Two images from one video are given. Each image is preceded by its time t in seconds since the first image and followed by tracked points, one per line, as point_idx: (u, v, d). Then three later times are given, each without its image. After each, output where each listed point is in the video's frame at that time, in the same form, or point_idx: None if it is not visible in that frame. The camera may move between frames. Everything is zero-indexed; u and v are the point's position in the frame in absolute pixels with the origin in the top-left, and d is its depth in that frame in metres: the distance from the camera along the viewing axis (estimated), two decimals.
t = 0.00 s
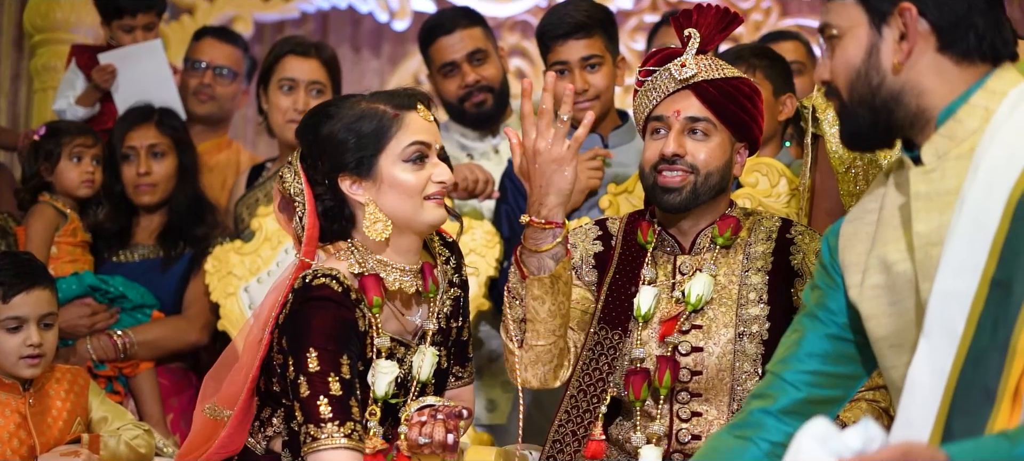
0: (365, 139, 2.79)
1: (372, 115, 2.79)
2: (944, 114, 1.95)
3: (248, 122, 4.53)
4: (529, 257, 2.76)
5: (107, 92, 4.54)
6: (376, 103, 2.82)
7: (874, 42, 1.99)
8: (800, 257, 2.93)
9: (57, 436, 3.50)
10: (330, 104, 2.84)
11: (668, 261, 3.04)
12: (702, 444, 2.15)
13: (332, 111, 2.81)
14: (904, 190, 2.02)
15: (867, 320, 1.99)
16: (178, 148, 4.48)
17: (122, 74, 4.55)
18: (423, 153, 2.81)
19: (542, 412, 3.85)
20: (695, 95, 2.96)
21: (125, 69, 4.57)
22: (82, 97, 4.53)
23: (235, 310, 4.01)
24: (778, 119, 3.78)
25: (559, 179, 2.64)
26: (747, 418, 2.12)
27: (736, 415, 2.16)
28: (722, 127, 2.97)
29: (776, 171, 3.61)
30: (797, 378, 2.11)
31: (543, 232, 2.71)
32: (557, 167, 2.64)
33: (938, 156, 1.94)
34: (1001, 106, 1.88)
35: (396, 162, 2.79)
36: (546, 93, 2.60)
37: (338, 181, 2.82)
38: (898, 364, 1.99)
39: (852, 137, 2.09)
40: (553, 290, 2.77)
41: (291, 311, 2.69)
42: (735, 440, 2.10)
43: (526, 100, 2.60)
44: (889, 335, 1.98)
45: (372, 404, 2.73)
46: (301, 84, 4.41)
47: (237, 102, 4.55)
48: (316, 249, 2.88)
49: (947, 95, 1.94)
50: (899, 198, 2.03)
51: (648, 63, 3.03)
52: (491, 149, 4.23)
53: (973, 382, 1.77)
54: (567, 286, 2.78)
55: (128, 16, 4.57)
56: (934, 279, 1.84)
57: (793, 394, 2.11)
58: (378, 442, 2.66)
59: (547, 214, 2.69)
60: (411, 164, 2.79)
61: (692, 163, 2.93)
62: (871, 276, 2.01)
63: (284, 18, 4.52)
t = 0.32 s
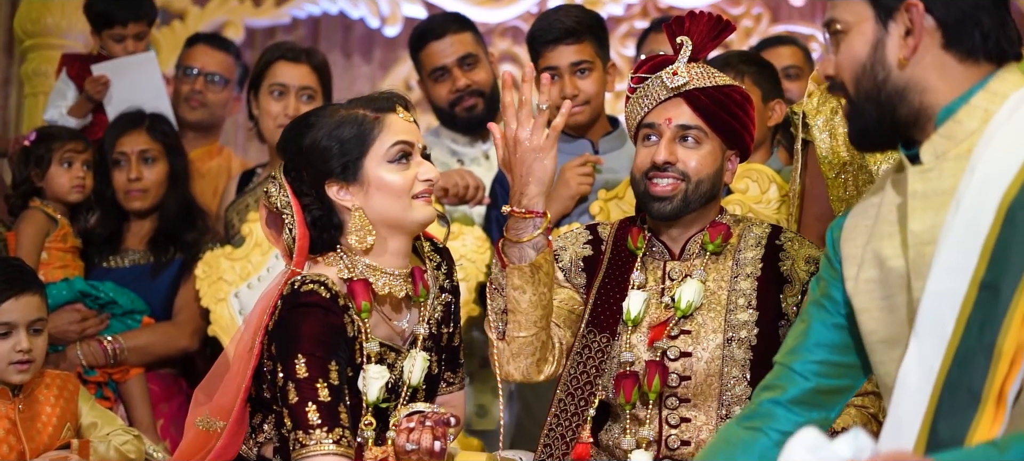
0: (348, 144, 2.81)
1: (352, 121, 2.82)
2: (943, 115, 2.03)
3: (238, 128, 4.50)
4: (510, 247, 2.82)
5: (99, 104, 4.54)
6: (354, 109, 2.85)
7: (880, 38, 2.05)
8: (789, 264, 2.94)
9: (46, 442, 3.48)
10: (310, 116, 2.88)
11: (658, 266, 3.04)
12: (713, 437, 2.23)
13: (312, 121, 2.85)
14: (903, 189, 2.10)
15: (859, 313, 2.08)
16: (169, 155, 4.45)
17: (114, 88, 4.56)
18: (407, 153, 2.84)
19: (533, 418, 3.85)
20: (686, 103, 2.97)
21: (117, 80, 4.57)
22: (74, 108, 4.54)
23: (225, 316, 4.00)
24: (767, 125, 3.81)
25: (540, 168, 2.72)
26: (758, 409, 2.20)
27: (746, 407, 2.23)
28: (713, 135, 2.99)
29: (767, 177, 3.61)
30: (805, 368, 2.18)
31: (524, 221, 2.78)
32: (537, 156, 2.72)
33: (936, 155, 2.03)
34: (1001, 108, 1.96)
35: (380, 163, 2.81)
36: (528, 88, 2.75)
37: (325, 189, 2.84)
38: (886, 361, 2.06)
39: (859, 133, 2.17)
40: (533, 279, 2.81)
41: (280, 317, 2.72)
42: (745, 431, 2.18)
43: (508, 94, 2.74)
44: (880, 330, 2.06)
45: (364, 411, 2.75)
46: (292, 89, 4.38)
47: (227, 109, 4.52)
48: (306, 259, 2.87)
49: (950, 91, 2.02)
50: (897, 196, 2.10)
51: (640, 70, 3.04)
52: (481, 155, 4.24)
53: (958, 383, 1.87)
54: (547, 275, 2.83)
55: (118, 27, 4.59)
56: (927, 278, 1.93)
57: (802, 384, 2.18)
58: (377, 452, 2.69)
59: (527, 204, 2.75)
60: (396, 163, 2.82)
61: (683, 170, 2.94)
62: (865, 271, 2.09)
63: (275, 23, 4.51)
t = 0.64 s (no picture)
0: (332, 150, 2.81)
1: (333, 127, 2.82)
2: (947, 115, 2.11)
3: (228, 132, 4.51)
4: (494, 241, 2.83)
5: (90, 110, 4.51)
6: (335, 114, 2.85)
7: (891, 35, 2.15)
8: (778, 269, 2.95)
9: (36, 447, 3.47)
10: (291, 125, 2.88)
11: (648, 271, 3.05)
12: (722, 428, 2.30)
13: (294, 129, 2.85)
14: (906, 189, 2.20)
15: (856, 307, 2.19)
16: (160, 160, 4.44)
17: (107, 95, 4.54)
18: (392, 152, 2.84)
19: (522, 423, 3.85)
20: (677, 109, 2.98)
21: (110, 88, 4.55)
22: (65, 112, 4.50)
23: (215, 322, 3.99)
24: (757, 130, 3.82)
25: (523, 162, 2.76)
26: (768, 400, 2.28)
27: (755, 399, 2.31)
28: (704, 141, 2.99)
29: (757, 183, 3.63)
30: (815, 360, 2.28)
31: (507, 216, 2.81)
32: (520, 150, 2.76)
33: (939, 155, 2.11)
34: (1005, 111, 2.03)
35: (365, 165, 2.81)
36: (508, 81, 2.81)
37: (313, 194, 2.84)
38: (879, 356, 2.14)
39: (869, 134, 2.23)
40: (515, 272, 2.80)
41: (268, 324, 2.73)
42: (755, 422, 2.26)
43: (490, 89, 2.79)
44: (874, 325, 2.16)
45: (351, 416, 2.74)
46: (282, 94, 4.38)
47: (217, 113, 4.51)
48: (296, 269, 2.88)
49: (957, 91, 2.09)
50: (899, 195, 2.21)
51: (631, 76, 3.05)
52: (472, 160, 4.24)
53: (946, 382, 1.98)
54: (529, 269, 2.83)
55: (111, 34, 4.56)
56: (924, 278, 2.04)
57: (812, 376, 2.27)
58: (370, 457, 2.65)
59: (510, 197, 2.79)
60: (381, 164, 2.82)
61: (673, 176, 2.95)
62: (864, 267, 2.20)
63: (266, 28, 4.50)
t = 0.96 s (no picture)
0: (316, 156, 2.81)
1: (316, 133, 2.82)
2: (953, 118, 2.14)
3: (218, 136, 4.39)
4: (477, 238, 2.84)
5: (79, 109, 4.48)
6: (316, 121, 2.85)
7: (903, 35, 2.18)
8: (767, 274, 2.95)
9: (23, 452, 3.44)
10: (273, 135, 2.88)
11: (637, 275, 3.06)
12: (718, 425, 2.31)
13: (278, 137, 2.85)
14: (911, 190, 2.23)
15: (856, 306, 2.21)
16: (150, 165, 4.40)
17: (97, 94, 4.49)
18: (377, 155, 2.85)
19: (511, 428, 3.85)
20: (669, 114, 2.98)
21: (100, 88, 4.50)
22: (53, 111, 4.49)
23: (204, 326, 3.99)
24: (745, 135, 3.84)
25: (507, 161, 2.80)
26: (765, 398, 2.29)
27: (753, 397, 2.32)
28: (695, 146, 3.00)
29: (745, 187, 3.66)
30: (814, 359, 2.29)
31: (491, 213, 2.82)
32: (504, 148, 2.80)
33: (944, 157, 2.15)
34: (1011, 114, 2.07)
35: (349, 169, 2.81)
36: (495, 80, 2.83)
37: (300, 200, 2.84)
38: (875, 357, 2.17)
39: (874, 133, 2.26)
40: (498, 269, 2.81)
41: (257, 328, 2.73)
42: (753, 419, 2.26)
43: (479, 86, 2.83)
44: (872, 325, 2.18)
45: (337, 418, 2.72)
46: (272, 98, 4.34)
47: (205, 116, 4.40)
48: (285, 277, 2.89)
49: (964, 96, 2.14)
50: (904, 196, 2.24)
51: (621, 82, 3.05)
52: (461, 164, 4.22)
53: (942, 380, 1.99)
54: (513, 264, 2.83)
55: (103, 35, 4.51)
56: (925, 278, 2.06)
57: (810, 375, 2.28)
58: None
59: (494, 194, 2.80)
60: (366, 167, 2.82)
61: (665, 181, 2.96)
62: (866, 266, 2.22)
63: (255, 32, 4.41)
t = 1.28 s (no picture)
0: (302, 161, 2.80)
1: (301, 138, 2.82)
2: (961, 121, 2.14)
3: (209, 141, 4.35)
4: (465, 237, 2.84)
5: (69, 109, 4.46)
6: (301, 125, 2.86)
7: (912, 36, 2.16)
8: (755, 279, 2.95)
9: (12, 456, 3.43)
10: (259, 141, 2.88)
11: (626, 280, 3.06)
12: (712, 423, 2.31)
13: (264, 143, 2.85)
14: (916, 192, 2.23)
15: (857, 308, 2.21)
16: (142, 169, 4.35)
17: (86, 95, 4.46)
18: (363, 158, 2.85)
19: (501, 432, 3.86)
20: (660, 121, 2.98)
21: (90, 88, 4.47)
22: (44, 111, 4.48)
23: (194, 330, 4.13)
24: (734, 141, 3.86)
25: (494, 159, 2.79)
26: (759, 398, 2.30)
27: (747, 396, 2.32)
28: (687, 153, 3.01)
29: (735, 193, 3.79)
30: (809, 361, 2.29)
31: (478, 212, 2.81)
32: (491, 147, 2.80)
33: (952, 161, 2.13)
34: (1019, 121, 2.06)
35: (336, 172, 2.81)
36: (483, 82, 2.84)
37: (287, 204, 2.83)
38: (874, 360, 2.17)
39: (879, 134, 2.25)
40: (484, 267, 2.81)
41: (246, 331, 2.73)
42: (745, 418, 2.27)
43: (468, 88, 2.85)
44: (873, 328, 2.18)
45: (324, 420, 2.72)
46: (262, 101, 4.32)
47: (194, 120, 4.36)
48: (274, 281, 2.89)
49: (971, 101, 2.13)
50: (910, 198, 2.24)
51: (612, 88, 3.05)
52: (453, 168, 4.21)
53: (945, 382, 2.00)
54: (499, 264, 2.82)
55: (96, 36, 4.49)
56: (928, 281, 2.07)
57: (804, 377, 2.28)
58: None
59: (481, 193, 2.80)
60: (353, 170, 2.83)
61: (656, 189, 2.96)
62: (868, 269, 2.22)
63: (246, 37, 4.39)
